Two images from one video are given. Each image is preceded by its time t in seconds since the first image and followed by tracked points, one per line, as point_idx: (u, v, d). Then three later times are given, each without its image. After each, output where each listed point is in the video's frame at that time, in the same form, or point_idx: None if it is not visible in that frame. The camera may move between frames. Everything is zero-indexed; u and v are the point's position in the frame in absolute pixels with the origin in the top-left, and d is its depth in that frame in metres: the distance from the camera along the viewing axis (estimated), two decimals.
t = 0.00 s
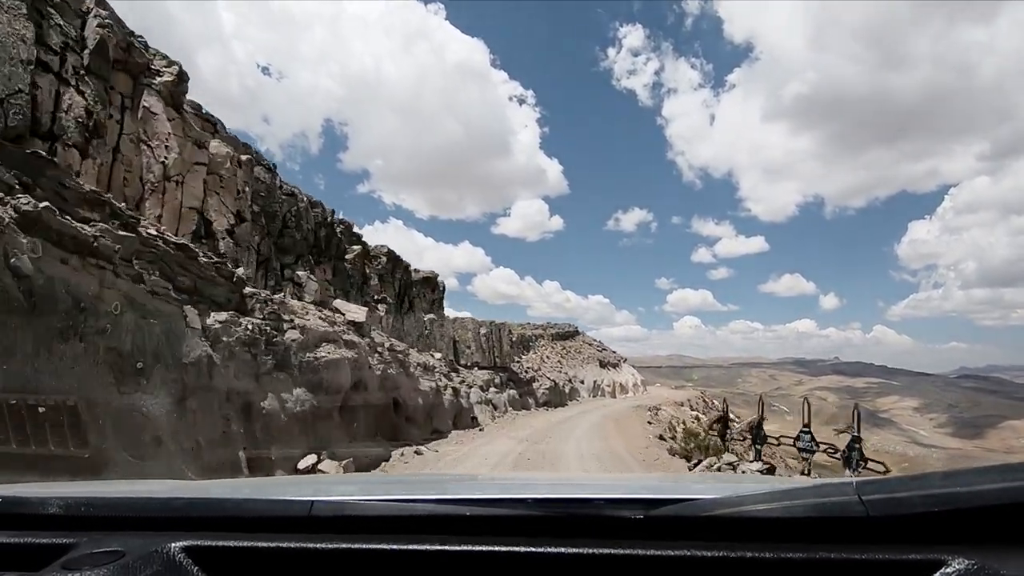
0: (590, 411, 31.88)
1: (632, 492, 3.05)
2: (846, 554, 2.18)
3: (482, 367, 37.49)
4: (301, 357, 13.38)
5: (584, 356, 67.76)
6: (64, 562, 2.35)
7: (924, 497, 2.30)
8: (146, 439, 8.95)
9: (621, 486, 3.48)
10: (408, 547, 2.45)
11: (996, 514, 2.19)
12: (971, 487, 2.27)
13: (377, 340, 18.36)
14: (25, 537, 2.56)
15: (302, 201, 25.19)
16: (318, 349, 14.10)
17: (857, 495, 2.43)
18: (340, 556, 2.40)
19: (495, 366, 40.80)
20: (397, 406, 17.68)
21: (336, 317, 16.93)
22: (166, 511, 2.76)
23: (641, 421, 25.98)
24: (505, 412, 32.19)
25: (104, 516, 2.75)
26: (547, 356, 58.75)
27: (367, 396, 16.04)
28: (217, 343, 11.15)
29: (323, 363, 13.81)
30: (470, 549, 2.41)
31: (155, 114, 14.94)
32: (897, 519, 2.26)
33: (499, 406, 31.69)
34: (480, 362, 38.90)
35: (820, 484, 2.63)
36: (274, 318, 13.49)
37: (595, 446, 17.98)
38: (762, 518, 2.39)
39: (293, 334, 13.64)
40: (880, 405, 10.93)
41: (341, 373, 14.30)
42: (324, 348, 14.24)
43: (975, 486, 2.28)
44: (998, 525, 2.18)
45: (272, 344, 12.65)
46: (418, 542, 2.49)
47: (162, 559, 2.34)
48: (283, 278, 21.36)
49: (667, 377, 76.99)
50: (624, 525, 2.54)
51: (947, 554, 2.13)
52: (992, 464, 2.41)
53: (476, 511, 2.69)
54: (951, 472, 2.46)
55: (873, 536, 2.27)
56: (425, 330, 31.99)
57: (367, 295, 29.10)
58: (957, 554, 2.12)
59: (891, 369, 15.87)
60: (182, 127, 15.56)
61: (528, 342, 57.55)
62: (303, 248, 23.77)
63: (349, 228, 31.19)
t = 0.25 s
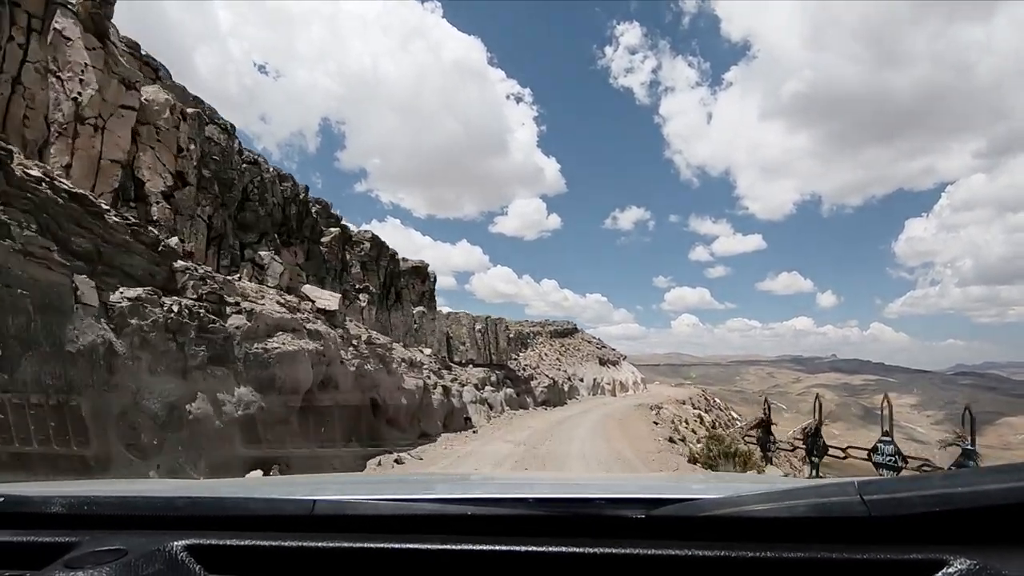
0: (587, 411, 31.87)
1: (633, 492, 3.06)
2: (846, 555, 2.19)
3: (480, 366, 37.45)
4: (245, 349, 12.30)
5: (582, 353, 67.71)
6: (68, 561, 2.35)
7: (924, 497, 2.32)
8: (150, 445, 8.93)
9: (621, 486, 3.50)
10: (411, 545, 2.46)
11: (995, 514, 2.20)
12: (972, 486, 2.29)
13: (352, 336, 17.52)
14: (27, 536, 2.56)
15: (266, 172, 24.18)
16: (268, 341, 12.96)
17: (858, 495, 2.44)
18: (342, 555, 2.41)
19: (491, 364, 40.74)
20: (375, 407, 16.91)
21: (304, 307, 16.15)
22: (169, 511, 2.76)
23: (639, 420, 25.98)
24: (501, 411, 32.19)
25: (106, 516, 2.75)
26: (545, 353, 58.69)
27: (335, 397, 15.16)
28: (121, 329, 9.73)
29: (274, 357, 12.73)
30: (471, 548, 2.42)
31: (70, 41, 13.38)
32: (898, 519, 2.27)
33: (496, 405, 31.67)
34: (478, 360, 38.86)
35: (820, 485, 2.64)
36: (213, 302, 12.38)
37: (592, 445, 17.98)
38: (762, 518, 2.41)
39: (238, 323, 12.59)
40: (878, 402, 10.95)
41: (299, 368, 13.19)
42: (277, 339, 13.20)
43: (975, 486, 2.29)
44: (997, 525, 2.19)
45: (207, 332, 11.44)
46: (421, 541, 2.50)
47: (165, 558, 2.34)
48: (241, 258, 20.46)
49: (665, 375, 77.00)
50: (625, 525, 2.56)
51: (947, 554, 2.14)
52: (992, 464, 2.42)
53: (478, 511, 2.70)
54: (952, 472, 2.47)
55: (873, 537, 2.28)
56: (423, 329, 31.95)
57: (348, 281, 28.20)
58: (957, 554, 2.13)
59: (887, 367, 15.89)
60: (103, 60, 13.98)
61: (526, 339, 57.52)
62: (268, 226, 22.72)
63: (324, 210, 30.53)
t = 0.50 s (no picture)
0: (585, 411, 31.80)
1: (635, 490, 3.05)
2: (849, 551, 2.19)
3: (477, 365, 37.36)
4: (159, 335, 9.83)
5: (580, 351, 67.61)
6: (69, 563, 2.34)
7: (925, 493, 2.32)
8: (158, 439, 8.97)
9: (622, 484, 3.49)
10: (413, 545, 2.46)
11: (997, 508, 2.20)
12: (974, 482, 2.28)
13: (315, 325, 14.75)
14: (28, 538, 2.54)
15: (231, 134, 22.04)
16: (187, 325, 10.20)
17: (860, 491, 2.44)
18: (344, 556, 2.39)
19: (486, 362, 40.59)
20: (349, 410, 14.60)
21: (251, 288, 13.47)
22: (170, 511, 2.75)
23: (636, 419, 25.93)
24: (496, 411, 32.05)
25: (107, 517, 2.74)
26: (543, 351, 58.56)
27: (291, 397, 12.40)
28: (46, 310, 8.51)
29: (193, 346, 9.91)
30: (473, 547, 2.42)
31: None
32: (901, 515, 2.27)
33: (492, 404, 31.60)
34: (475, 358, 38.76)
35: (822, 481, 2.64)
36: (110, 271, 9.87)
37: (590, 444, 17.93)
38: (765, 515, 2.40)
39: (142, 299, 9.97)
40: (876, 400, 10.94)
41: (229, 361, 10.31)
42: (199, 321, 10.36)
43: (978, 482, 2.29)
44: (999, 520, 2.19)
45: (94, 310, 9.12)
46: (423, 541, 2.49)
47: (166, 559, 2.33)
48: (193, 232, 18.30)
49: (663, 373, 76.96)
50: (626, 523, 2.55)
51: (949, 549, 2.14)
52: (994, 460, 2.42)
53: (479, 510, 2.69)
54: (955, 468, 2.47)
55: (876, 533, 2.28)
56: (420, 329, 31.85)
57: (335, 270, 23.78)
58: (960, 550, 2.13)
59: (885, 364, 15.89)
60: None
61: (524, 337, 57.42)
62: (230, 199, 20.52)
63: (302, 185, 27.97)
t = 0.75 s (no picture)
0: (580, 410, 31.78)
1: (636, 489, 3.06)
2: (849, 549, 2.19)
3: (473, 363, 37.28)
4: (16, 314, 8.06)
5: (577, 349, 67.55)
6: (69, 562, 2.32)
7: (927, 491, 2.32)
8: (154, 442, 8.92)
9: (623, 483, 3.49)
10: (414, 544, 2.45)
11: (999, 506, 2.21)
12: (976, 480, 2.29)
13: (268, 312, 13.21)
14: (29, 538, 2.53)
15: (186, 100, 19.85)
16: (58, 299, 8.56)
17: (862, 489, 2.45)
18: (345, 555, 2.39)
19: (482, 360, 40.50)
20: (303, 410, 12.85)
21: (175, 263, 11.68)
22: (171, 510, 2.74)
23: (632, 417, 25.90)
24: (490, 411, 31.96)
25: (107, 516, 2.73)
26: (540, 349, 58.48)
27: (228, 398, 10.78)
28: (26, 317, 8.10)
29: (63, 329, 8.24)
30: (473, 545, 2.42)
31: None
32: (902, 513, 2.28)
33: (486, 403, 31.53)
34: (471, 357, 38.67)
35: (822, 479, 2.65)
36: None
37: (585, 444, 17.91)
38: (765, 514, 2.40)
39: None
40: (873, 397, 10.96)
41: (123, 352, 8.72)
42: (77, 296, 8.78)
43: (979, 480, 2.30)
44: (1000, 518, 2.20)
45: None
46: (424, 539, 2.48)
47: (168, 558, 2.32)
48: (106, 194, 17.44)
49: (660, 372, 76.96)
50: (627, 522, 2.55)
51: (951, 548, 2.15)
52: (996, 458, 2.43)
53: (481, 509, 2.69)
54: (956, 466, 2.48)
55: (876, 530, 2.29)
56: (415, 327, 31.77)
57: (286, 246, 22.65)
58: (961, 548, 2.14)
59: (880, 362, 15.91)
60: None
61: (521, 335, 57.36)
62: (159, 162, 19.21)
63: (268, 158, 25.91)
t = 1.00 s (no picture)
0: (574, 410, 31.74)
1: (637, 486, 3.08)
2: (851, 546, 2.21)
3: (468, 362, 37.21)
4: None
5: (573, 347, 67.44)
6: (73, 562, 2.31)
7: (929, 487, 2.35)
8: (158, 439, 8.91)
9: (624, 480, 3.51)
10: (420, 542, 2.45)
11: (1001, 502, 2.23)
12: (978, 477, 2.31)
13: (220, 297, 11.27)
14: (32, 537, 2.52)
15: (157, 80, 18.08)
16: None
17: (864, 485, 2.47)
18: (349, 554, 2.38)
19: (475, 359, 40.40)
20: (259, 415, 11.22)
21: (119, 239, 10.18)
22: (173, 509, 2.73)
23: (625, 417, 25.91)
24: (481, 411, 31.89)
25: (110, 516, 2.72)
26: (535, 347, 58.40)
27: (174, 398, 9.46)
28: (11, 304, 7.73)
29: None
30: (478, 542, 2.43)
31: None
32: (905, 509, 2.30)
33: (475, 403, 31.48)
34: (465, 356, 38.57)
35: (823, 476, 2.67)
36: None
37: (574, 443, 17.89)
38: (767, 511, 2.42)
39: None
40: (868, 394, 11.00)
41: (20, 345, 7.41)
42: None
43: (981, 476, 2.32)
44: (1001, 514, 2.23)
45: None
46: (428, 537, 2.48)
47: (173, 557, 2.32)
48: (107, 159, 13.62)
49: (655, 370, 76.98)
50: (629, 520, 2.56)
51: (953, 544, 2.16)
52: (996, 455, 2.46)
53: (486, 507, 2.68)
54: (957, 463, 2.50)
55: (878, 526, 2.31)
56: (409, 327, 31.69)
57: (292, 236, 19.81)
58: (963, 544, 2.16)
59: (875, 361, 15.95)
60: None
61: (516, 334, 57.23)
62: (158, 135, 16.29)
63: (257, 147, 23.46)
